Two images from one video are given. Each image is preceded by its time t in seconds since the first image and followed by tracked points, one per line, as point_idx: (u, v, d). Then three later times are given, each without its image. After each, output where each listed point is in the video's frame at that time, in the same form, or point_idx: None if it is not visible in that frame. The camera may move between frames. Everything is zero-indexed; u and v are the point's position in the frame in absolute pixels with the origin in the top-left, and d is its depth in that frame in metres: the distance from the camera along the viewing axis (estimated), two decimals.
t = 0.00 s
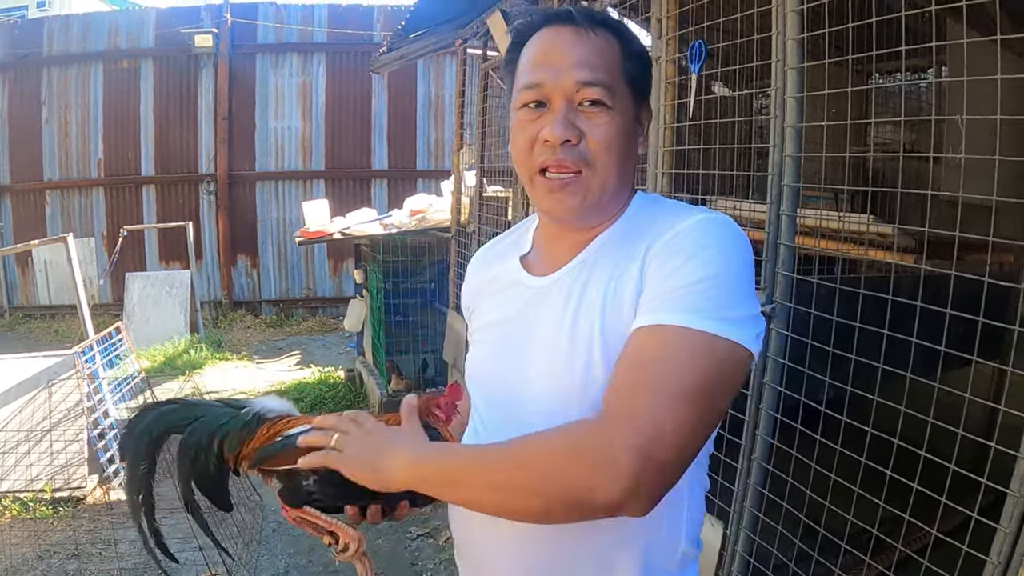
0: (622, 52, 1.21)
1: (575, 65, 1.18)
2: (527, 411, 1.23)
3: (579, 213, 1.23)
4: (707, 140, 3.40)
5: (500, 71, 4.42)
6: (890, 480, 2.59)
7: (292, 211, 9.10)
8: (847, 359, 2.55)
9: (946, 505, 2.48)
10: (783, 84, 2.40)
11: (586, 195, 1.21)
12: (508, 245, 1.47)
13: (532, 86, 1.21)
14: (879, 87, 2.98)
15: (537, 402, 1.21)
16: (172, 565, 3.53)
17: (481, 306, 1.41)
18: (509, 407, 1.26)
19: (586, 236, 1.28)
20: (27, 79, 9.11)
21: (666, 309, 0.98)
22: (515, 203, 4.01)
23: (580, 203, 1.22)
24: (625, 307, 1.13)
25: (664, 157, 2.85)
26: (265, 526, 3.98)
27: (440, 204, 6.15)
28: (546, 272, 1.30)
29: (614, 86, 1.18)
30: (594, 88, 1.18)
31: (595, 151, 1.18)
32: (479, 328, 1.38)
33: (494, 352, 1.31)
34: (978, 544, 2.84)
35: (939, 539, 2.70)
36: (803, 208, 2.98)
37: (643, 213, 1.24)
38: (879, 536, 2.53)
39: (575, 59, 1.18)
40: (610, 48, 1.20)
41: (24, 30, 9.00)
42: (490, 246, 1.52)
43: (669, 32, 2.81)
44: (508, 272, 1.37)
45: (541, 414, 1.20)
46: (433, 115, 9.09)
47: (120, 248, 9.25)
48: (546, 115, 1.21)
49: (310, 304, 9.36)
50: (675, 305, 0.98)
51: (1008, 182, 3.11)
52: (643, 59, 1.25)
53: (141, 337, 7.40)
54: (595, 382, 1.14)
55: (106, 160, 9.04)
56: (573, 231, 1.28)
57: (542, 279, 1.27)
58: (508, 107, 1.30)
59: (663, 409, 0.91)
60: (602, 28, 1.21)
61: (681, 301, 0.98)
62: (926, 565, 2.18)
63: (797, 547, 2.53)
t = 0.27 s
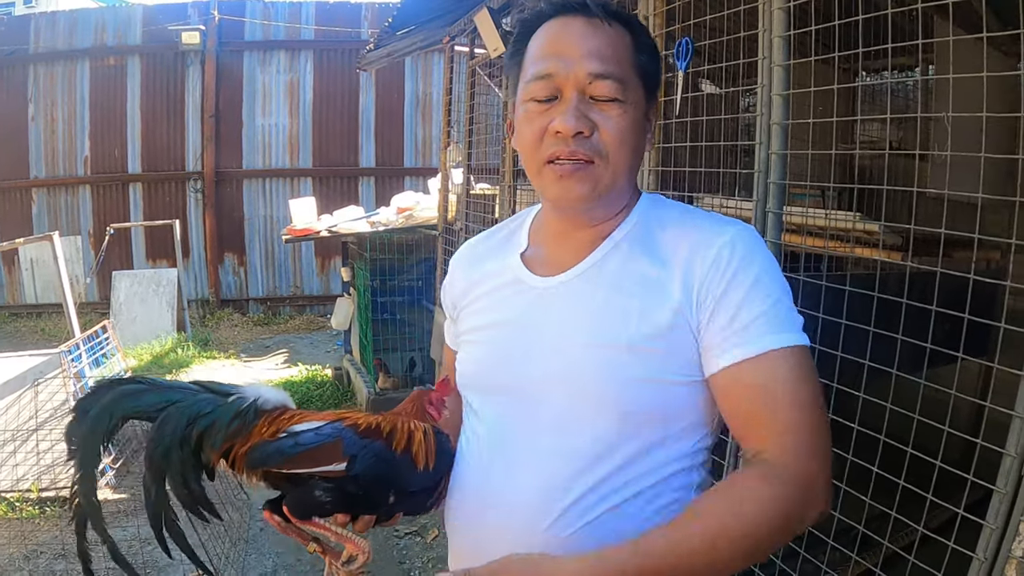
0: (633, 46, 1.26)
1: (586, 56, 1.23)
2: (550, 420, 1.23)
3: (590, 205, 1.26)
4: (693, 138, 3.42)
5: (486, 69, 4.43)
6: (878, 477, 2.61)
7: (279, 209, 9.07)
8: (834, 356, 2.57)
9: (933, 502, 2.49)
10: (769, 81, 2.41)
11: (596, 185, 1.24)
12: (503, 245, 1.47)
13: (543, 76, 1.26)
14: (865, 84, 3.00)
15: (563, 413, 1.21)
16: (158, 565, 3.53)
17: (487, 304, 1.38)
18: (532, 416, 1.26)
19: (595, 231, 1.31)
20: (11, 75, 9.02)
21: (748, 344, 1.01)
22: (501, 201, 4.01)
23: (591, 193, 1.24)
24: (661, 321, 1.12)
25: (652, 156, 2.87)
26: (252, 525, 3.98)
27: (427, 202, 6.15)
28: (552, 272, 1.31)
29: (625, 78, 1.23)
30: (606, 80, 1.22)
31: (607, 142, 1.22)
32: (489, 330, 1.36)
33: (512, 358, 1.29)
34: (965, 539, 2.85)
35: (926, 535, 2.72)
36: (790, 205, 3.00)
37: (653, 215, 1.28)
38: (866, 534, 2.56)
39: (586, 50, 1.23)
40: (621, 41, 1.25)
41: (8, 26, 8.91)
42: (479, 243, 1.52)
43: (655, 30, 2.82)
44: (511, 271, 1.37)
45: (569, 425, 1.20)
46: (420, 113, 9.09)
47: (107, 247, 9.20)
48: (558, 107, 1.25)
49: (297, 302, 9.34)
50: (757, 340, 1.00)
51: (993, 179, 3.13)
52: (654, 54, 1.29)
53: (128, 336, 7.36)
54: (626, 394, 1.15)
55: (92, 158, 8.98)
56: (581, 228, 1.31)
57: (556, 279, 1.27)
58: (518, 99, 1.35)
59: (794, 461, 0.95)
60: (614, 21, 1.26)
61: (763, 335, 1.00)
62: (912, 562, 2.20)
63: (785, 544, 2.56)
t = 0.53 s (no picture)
0: (632, 46, 1.26)
1: (582, 58, 1.24)
2: (565, 425, 1.26)
3: (591, 207, 1.27)
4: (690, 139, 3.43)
5: (483, 71, 4.44)
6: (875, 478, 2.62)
7: (276, 211, 9.07)
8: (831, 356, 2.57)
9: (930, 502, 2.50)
10: (765, 81, 2.42)
11: (594, 187, 1.24)
12: (500, 245, 1.47)
13: (540, 80, 1.27)
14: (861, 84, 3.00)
15: (578, 419, 1.25)
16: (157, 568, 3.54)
17: (489, 309, 1.38)
18: (545, 421, 1.29)
19: (598, 234, 1.32)
20: (8, 77, 9.01)
21: (765, 355, 1.10)
22: (498, 203, 4.02)
23: (589, 196, 1.25)
24: (677, 329, 1.18)
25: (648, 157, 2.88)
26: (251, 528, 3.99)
27: (424, 204, 6.16)
28: (553, 276, 1.33)
29: (622, 80, 1.24)
30: (603, 82, 1.23)
31: (605, 146, 1.23)
32: (493, 335, 1.36)
33: (523, 364, 1.30)
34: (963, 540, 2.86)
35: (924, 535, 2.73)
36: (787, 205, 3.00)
37: (658, 221, 1.31)
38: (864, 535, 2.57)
39: (582, 52, 1.24)
40: (618, 42, 1.25)
41: (5, 28, 8.90)
42: (475, 242, 1.51)
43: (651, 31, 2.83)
44: (514, 272, 1.37)
45: (585, 430, 1.24)
46: (417, 114, 9.09)
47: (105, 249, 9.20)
48: (555, 111, 1.26)
49: (295, 304, 9.34)
50: (774, 351, 1.10)
51: (990, 179, 3.14)
52: (655, 53, 1.29)
53: (126, 339, 7.36)
54: (641, 401, 1.20)
55: (90, 161, 8.98)
56: (584, 230, 1.32)
57: (566, 284, 1.29)
58: (516, 102, 1.36)
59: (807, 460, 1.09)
60: (612, 22, 1.26)
61: (779, 347, 1.10)
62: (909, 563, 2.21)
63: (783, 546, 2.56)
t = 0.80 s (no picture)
0: (629, 47, 1.26)
1: (579, 58, 1.24)
2: (567, 427, 1.27)
3: (587, 207, 1.27)
4: (688, 139, 3.43)
5: (481, 71, 4.44)
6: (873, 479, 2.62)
7: (275, 212, 9.08)
8: (829, 357, 2.58)
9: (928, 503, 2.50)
10: (763, 81, 2.42)
11: (590, 188, 1.24)
12: (497, 245, 1.47)
13: (537, 81, 1.27)
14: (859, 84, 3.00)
15: (580, 420, 1.25)
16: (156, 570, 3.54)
17: (487, 312, 1.38)
18: (547, 423, 1.29)
19: (596, 233, 1.32)
20: (6, 78, 9.00)
21: (753, 351, 1.11)
22: (496, 204, 4.02)
23: (583, 196, 1.25)
24: (673, 329, 1.18)
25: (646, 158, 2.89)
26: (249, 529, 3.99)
27: (423, 205, 6.16)
28: (552, 278, 1.33)
29: (618, 80, 1.24)
30: (598, 82, 1.23)
31: (599, 146, 1.23)
32: (491, 339, 1.36)
33: (522, 367, 1.31)
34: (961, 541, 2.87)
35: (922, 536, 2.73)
36: (785, 207, 3.00)
37: (655, 221, 1.31)
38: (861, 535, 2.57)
39: (580, 53, 1.24)
40: (615, 43, 1.25)
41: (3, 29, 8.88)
42: (472, 242, 1.51)
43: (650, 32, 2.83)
44: (511, 273, 1.37)
45: (583, 428, 1.25)
46: (416, 115, 9.10)
47: (103, 250, 9.19)
48: (550, 110, 1.26)
49: (293, 305, 9.34)
50: (762, 347, 1.11)
51: (988, 180, 3.15)
52: (652, 54, 1.29)
53: (124, 340, 7.35)
54: (640, 400, 1.20)
55: (88, 162, 8.97)
56: (581, 231, 1.32)
57: (564, 286, 1.29)
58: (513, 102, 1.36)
59: (783, 452, 1.09)
60: (609, 23, 1.26)
61: (766, 343, 1.11)
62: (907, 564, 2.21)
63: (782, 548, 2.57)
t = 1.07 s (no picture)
0: (635, 48, 1.27)
1: (588, 57, 1.24)
2: (556, 422, 1.26)
3: (590, 206, 1.26)
4: (689, 140, 3.43)
5: (482, 72, 4.44)
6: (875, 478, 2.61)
7: (275, 213, 9.08)
8: (831, 358, 2.57)
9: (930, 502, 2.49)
10: (765, 83, 2.42)
11: (596, 184, 1.24)
12: (498, 243, 1.47)
13: (545, 77, 1.26)
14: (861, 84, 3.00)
15: (568, 415, 1.25)
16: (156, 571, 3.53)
17: (485, 308, 1.38)
18: (537, 418, 1.28)
19: (595, 232, 1.31)
20: (7, 80, 9.01)
21: (731, 341, 1.08)
22: (497, 205, 4.02)
23: (590, 193, 1.24)
24: (660, 322, 1.17)
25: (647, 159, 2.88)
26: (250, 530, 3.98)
27: (424, 206, 6.15)
28: (549, 275, 1.33)
29: (626, 80, 1.24)
30: (607, 80, 1.23)
31: (607, 143, 1.22)
32: (487, 334, 1.36)
33: (516, 361, 1.31)
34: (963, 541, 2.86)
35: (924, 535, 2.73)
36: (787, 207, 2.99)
37: (654, 219, 1.30)
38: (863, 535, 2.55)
39: (588, 52, 1.24)
40: (622, 43, 1.25)
41: (4, 30, 8.88)
42: (474, 241, 1.51)
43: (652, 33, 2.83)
44: (509, 270, 1.37)
45: (573, 423, 1.24)
46: (417, 116, 9.10)
47: (104, 251, 9.19)
48: (559, 106, 1.25)
49: (294, 306, 9.34)
50: (740, 337, 1.07)
51: (990, 180, 3.14)
52: (655, 56, 1.30)
53: (125, 341, 7.35)
54: (628, 395, 1.19)
55: (88, 163, 8.97)
56: (580, 229, 1.32)
57: (559, 283, 1.29)
58: (520, 99, 1.35)
59: (754, 444, 1.03)
60: (616, 24, 1.27)
61: (746, 333, 1.07)
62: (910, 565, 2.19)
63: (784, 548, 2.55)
